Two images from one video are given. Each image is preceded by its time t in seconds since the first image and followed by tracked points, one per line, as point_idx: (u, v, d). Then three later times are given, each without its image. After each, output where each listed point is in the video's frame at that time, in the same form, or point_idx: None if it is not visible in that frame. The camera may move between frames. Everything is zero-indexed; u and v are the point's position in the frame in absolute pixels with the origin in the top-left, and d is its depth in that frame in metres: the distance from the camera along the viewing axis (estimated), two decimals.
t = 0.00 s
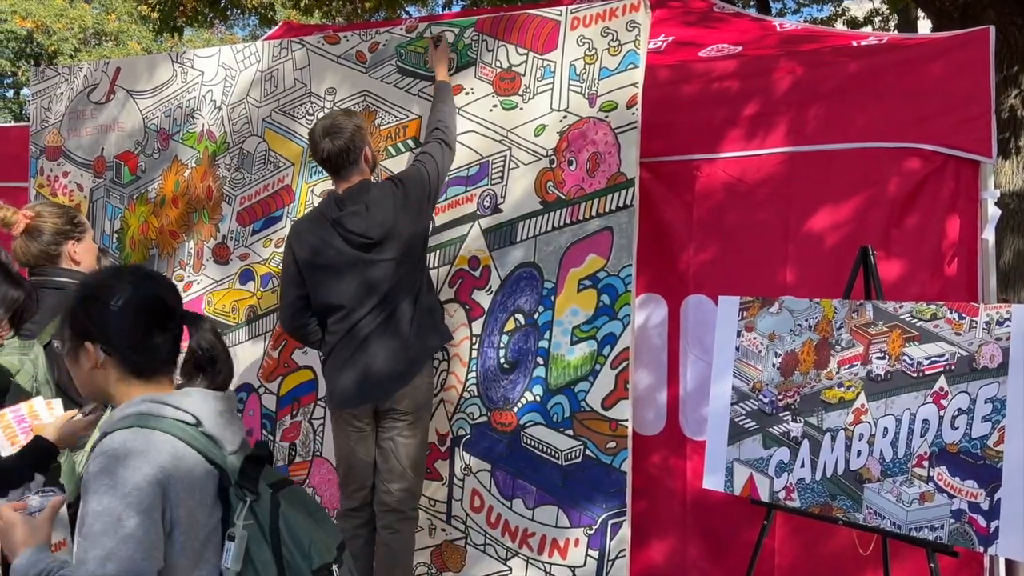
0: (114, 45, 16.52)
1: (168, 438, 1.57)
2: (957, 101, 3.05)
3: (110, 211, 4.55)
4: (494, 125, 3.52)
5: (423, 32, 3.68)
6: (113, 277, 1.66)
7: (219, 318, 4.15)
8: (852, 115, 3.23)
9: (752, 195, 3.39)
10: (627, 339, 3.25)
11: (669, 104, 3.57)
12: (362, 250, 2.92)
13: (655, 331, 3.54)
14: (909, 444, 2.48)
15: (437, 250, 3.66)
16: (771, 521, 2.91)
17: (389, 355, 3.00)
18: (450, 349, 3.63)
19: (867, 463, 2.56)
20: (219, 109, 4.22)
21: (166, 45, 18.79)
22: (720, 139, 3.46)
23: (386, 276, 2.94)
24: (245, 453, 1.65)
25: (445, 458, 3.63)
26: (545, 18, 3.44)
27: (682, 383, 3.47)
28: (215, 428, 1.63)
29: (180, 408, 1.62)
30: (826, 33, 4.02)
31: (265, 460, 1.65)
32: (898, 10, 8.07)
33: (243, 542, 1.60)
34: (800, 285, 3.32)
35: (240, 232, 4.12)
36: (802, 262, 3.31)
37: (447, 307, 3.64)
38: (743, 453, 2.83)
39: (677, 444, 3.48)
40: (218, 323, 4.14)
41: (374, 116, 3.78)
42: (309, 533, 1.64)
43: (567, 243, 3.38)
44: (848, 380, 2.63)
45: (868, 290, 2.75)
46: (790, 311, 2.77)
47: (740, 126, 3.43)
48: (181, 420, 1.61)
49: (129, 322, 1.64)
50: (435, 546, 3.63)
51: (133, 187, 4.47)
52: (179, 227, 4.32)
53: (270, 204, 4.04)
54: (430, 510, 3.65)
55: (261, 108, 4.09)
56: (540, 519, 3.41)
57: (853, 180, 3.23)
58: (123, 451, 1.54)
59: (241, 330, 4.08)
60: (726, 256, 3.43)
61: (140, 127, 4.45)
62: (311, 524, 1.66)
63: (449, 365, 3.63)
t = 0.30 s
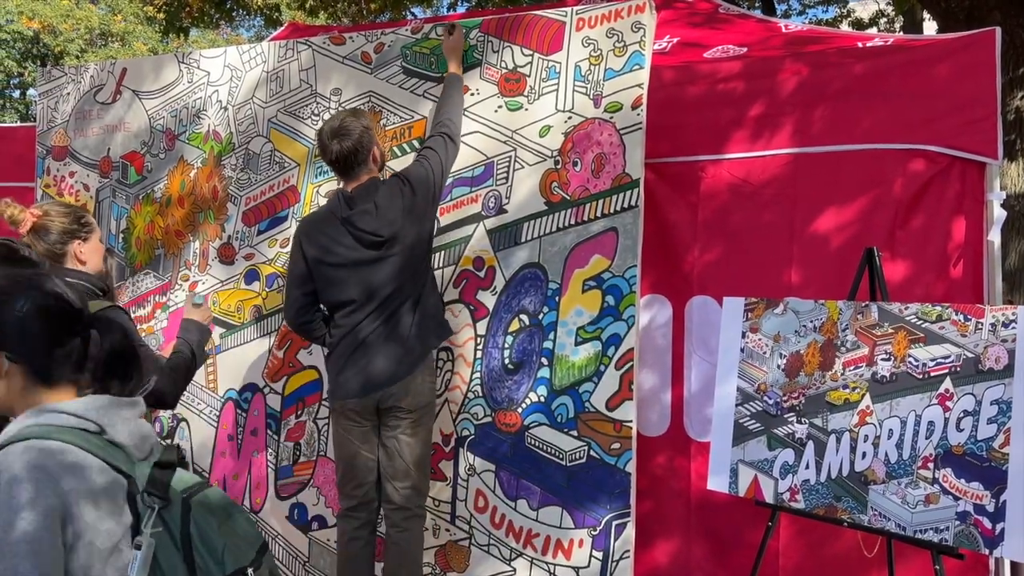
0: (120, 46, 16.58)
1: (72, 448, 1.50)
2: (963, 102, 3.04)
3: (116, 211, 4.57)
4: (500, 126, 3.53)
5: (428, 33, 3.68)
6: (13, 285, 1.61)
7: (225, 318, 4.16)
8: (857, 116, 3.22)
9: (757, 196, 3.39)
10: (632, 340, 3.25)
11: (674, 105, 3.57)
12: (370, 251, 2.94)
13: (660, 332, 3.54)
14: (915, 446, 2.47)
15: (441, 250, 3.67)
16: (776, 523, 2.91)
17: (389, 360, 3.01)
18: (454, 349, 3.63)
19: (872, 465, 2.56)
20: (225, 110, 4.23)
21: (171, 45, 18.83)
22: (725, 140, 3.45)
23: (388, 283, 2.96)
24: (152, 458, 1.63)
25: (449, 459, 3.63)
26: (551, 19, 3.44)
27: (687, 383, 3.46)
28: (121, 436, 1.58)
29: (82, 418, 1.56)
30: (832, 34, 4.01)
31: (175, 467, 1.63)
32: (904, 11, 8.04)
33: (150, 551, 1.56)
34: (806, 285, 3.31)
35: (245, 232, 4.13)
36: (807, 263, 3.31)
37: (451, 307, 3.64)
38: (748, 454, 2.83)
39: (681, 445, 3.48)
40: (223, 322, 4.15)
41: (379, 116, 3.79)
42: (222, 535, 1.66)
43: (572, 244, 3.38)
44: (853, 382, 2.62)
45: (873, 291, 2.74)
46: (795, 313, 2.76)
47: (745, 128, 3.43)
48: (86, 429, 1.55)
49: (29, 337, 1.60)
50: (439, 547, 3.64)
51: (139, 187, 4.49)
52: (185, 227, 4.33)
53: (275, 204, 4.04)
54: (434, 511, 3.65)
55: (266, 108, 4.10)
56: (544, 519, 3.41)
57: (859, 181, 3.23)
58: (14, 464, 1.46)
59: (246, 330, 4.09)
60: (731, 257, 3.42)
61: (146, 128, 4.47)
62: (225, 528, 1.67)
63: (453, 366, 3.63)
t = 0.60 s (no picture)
0: (122, 46, 16.62)
1: None
2: (965, 104, 3.04)
3: (118, 211, 4.57)
4: (502, 127, 3.53)
5: (430, 34, 3.68)
6: None
7: (226, 318, 4.16)
8: (859, 118, 3.22)
9: (759, 197, 3.40)
10: (633, 341, 3.25)
11: (676, 106, 3.57)
12: (378, 253, 2.95)
13: (662, 332, 3.54)
14: (915, 447, 2.47)
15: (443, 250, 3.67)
16: (776, 525, 2.91)
17: (390, 362, 3.01)
18: (456, 350, 3.63)
19: (873, 466, 2.56)
20: (227, 110, 4.23)
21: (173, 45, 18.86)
22: (727, 142, 3.46)
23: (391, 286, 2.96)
24: None
25: (450, 459, 3.63)
26: (553, 20, 3.45)
27: (689, 384, 3.46)
28: None
29: None
30: (834, 36, 4.01)
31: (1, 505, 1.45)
32: (906, 12, 8.04)
33: None
34: (808, 286, 3.31)
35: (247, 232, 4.13)
36: (809, 264, 3.31)
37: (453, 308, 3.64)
38: (749, 456, 2.83)
39: (683, 446, 3.48)
40: (225, 323, 4.15)
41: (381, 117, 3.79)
42: None
43: (573, 245, 3.39)
44: (855, 384, 2.62)
45: (875, 292, 2.74)
46: (797, 314, 2.76)
47: (747, 129, 3.43)
48: None
49: None
50: (439, 547, 3.64)
51: (141, 187, 4.49)
52: (186, 227, 4.34)
53: (277, 205, 4.05)
54: (435, 511, 3.65)
55: (268, 109, 4.11)
56: (544, 520, 3.41)
57: (861, 183, 3.23)
58: None
59: (247, 330, 4.09)
60: (733, 258, 3.42)
61: (148, 128, 4.47)
62: None
63: (454, 366, 3.63)
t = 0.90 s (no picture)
0: (121, 46, 16.64)
1: None
2: (965, 106, 3.05)
3: (117, 211, 4.57)
4: (502, 128, 3.53)
5: (431, 35, 3.69)
6: None
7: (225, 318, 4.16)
8: (859, 119, 3.23)
9: (758, 198, 3.40)
10: (633, 342, 3.25)
11: (676, 108, 3.58)
12: (381, 254, 2.95)
13: (662, 333, 3.54)
14: (914, 449, 2.48)
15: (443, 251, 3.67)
16: (776, 526, 2.91)
17: (390, 364, 3.01)
18: (455, 351, 3.63)
19: (872, 468, 2.56)
20: (227, 110, 4.23)
21: (172, 45, 18.86)
22: (727, 143, 3.46)
23: (392, 288, 2.97)
24: None
25: (449, 460, 3.63)
26: (553, 22, 3.45)
27: (688, 385, 3.46)
28: None
29: None
30: (833, 38, 4.02)
31: None
32: (905, 15, 8.06)
33: None
34: (807, 287, 3.32)
35: (247, 233, 4.13)
36: (809, 265, 3.31)
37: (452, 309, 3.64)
38: (748, 457, 2.83)
39: (682, 447, 3.48)
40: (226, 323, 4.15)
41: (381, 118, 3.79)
42: None
43: (573, 246, 3.39)
44: (854, 385, 2.63)
45: (875, 294, 2.75)
46: (796, 316, 2.77)
47: (747, 130, 3.43)
48: None
49: None
50: (438, 548, 3.63)
51: (141, 187, 4.49)
52: (186, 227, 4.34)
53: (277, 205, 4.05)
54: (434, 512, 3.65)
55: (269, 109, 4.11)
56: (544, 521, 3.41)
57: (861, 185, 3.23)
58: None
59: (247, 330, 4.09)
60: (733, 259, 3.43)
61: (148, 128, 4.47)
62: None
63: (454, 367, 3.63)
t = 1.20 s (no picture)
0: (117, 46, 16.64)
1: None
2: (962, 108, 3.06)
3: (115, 211, 4.56)
4: (500, 129, 3.54)
5: (430, 35, 3.69)
6: None
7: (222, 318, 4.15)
8: (856, 121, 3.23)
9: (756, 200, 3.41)
10: (631, 343, 3.26)
11: (674, 109, 3.58)
12: (380, 255, 2.95)
13: (660, 334, 3.55)
14: (912, 450, 2.48)
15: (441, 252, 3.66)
16: (773, 527, 2.91)
17: (387, 365, 3.01)
18: (453, 352, 3.63)
19: (870, 469, 2.57)
20: (225, 111, 4.23)
21: (169, 46, 18.84)
22: (724, 145, 3.47)
23: (390, 288, 2.97)
24: None
25: (447, 460, 3.63)
26: (552, 23, 3.46)
27: (686, 386, 3.47)
28: None
29: None
30: (830, 40, 4.03)
31: None
32: (901, 17, 8.08)
33: None
34: (805, 288, 3.32)
35: (244, 233, 4.13)
36: (806, 266, 3.32)
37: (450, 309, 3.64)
38: (746, 458, 2.84)
39: (680, 447, 3.48)
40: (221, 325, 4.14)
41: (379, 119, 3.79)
42: None
43: (571, 247, 3.39)
44: (851, 386, 2.63)
45: (872, 295, 2.76)
46: (794, 317, 2.77)
47: (745, 132, 3.43)
48: None
49: None
50: (436, 549, 3.63)
51: (138, 187, 4.48)
52: (184, 228, 4.33)
53: (274, 205, 4.05)
54: (431, 513, 3.64)
55: (267, 110, 4.11)
56: (541, 522, 3.41)
57: (858, 186, 3.24)
58: None
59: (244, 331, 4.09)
60: (730, 260, 3.43)
61: (146, 128, 4.47)
62: None
63: (452, 367, 3.63)
